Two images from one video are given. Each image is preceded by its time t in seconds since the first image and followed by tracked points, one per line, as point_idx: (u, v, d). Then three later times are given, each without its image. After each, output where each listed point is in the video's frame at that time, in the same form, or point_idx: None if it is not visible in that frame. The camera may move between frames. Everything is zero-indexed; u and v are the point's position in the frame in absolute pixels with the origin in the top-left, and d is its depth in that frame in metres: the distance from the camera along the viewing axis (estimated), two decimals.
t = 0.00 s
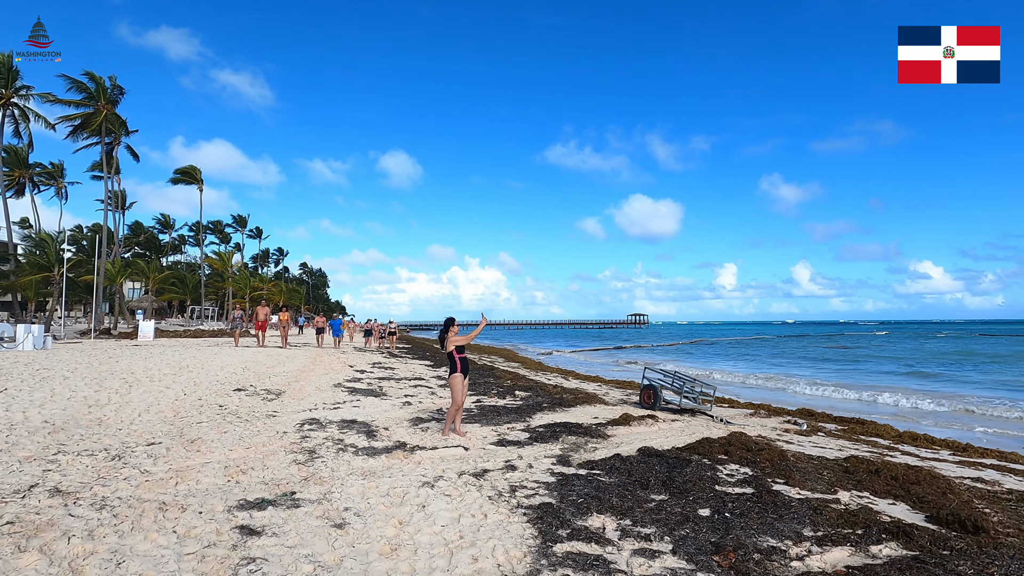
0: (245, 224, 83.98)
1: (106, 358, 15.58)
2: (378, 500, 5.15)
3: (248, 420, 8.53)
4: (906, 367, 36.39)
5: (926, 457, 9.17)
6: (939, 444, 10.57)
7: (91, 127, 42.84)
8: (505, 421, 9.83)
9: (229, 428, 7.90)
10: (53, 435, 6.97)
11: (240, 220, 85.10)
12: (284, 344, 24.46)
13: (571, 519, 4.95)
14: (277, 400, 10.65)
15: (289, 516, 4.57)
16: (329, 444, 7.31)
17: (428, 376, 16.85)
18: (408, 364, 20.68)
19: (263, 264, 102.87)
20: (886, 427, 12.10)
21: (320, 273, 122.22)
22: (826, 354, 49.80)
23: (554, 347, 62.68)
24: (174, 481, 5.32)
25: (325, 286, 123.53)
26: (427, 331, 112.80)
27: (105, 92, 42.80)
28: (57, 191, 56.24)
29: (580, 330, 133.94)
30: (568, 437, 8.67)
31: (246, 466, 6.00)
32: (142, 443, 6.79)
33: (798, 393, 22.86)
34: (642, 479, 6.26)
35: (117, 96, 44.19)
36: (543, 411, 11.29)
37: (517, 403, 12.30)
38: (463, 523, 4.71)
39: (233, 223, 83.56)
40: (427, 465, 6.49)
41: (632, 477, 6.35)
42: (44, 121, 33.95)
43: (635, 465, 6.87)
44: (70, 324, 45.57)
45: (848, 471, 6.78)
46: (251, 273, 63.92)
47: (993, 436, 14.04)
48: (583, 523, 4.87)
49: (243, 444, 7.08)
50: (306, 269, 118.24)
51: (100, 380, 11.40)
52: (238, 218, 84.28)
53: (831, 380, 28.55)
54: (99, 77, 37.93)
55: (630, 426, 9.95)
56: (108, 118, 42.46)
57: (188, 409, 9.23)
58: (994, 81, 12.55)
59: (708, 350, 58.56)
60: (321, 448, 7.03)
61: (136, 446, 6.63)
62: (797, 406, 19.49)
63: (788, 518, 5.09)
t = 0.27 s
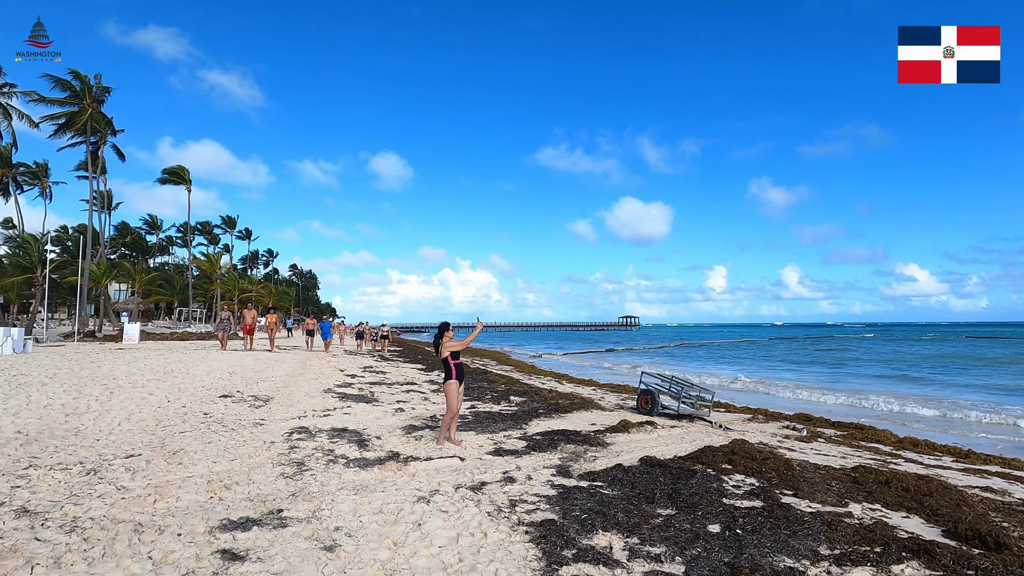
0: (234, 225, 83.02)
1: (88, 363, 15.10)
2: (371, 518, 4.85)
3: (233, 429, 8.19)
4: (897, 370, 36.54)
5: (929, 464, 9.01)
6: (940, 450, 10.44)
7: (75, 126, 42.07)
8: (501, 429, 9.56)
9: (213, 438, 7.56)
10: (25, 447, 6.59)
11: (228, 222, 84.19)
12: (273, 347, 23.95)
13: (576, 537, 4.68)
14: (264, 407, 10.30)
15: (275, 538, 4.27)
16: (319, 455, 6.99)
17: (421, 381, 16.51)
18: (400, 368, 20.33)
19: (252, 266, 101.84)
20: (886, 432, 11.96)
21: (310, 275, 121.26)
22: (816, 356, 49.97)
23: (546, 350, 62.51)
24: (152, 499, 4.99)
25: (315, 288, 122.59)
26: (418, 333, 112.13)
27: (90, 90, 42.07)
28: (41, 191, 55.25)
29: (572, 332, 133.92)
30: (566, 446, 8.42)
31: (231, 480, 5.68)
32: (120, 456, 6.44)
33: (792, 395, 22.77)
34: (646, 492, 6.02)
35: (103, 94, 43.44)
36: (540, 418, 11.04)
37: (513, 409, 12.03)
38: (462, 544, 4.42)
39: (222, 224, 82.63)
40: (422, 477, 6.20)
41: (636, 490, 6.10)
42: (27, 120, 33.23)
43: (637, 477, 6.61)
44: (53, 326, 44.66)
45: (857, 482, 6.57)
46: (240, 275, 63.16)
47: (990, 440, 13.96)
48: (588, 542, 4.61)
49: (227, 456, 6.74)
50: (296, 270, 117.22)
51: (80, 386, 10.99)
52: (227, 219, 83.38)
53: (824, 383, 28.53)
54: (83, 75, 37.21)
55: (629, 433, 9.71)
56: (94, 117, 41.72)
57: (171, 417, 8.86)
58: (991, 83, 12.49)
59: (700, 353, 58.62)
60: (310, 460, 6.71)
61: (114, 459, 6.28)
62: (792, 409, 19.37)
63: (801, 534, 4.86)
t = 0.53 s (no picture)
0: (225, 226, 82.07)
1: (71, 366, 14.62)
2: (370, 533, 4.53)
3: (223, 436, 7.82)
4: (891, 371, 36.61)
5: (940, 468, 8.81)
6: (947, 454, 10.25)
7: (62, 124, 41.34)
8: (501, 434, 9.26)
9: (201, 446, 7.20)
10: None
11: (219, 223, 83.34)
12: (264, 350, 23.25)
13: (591, 554, 4.38)
14: (255, 412, 9.92)
15: (267, 557, 3.94)
16: (313, 463, 6.66)
17: (416, 384, 16.17)
18: (394, 370, 19.98)
19: (243, 267, 100.89)
20: (890, 435, 11.78)
21: (301, 276, 120.34)
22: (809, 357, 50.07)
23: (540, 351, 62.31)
24: (134, 513, 4.65)
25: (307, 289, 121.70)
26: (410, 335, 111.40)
27: (77, 88, 41.36)
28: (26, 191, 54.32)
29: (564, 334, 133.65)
30: (570, 451, 8.15)
31: (219, 492, 5.33)
32: (102, 465, 6.07)
33: (789, 397, 22.62)
34: (659, 502, 5.73)
35: (90, 92, 42.70)
36: (540, 422, 10.75)
37: (511, 413, 11.71)
38: (469, 562, 4.12)
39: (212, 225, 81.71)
40: (423, 488, 5.88)
41: (647, 499, 5.82)
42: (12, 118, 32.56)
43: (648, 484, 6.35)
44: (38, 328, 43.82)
45: (874, 490, 6.33)
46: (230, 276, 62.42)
47: (992, 442, 13.83)
48: (604, 558, 4.31)
49: (216, 465, 6.39)
50: (287, 272, 116.24)
51: (62, 390, 10.56)
52: (218, 220, 82.51)
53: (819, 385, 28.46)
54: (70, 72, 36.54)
55: (634, 438, 9.45)
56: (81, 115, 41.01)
57: (156, 423, 8.46)
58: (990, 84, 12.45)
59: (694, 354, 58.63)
60: (304, 468, 6.37)
61: (94, 469, 5.91)
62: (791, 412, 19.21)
63: (827, 548, 4.60)
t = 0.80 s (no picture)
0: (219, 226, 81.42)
1: (59, 366, 14.27)
2: (371, 546, 4.28)
3: (215, 440, 7.54)
4: (887, 372, 36.61)
5: (950, 471, 8.63)
6: (955, 456, 10.09)
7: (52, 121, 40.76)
8: (503, 437, 9.02)
9: (192, 451, 6.91)
10: None
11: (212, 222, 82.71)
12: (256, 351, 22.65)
13: (605, 567, 4.14)
14: (249, 414, 9.63)
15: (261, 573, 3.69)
16: (309, 469, 6.40)
17: (413, 386, 15.90)
18: (391, 371, 19.69)
19: (237, 267, 100.20)
20: (896, 437, 11.61)
21: (295, 276, 119.71)
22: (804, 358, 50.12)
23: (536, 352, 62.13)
24: (118, 525, 4.37)
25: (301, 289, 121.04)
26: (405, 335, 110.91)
27: (69, 85, 40.79)
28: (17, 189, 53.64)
29: (560, 334, 133.24)
30: (575, 455, 7.92)
31: (210, 501, 5.06)
32: (87, 472, 5.79)
33: (788, 397, 22.49)
34: (671, 509, 5.51)
35: (82, 90, 42.17)
36: (541, 424, 10.51)
37: (512, 415, 11.47)
38: None
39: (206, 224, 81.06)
40: (424, 495, 5.63)
41: (659, 507, 5.60)
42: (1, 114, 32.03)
43: (658, 490, 6.13)
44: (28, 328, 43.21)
45: (891, 496, 6.13)
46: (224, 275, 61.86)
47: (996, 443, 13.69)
48: (620, 572, 4.08)
49: (207, 471, 6.12)
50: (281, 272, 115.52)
51: (48, 392, 10.24)
52: (211, 219, 81.87)
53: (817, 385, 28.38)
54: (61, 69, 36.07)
55: (639, 441, 9.23)
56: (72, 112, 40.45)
57: (146, 426, 8.16)
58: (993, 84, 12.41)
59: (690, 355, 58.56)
60: (300, 474, 6.12)
61: (78, 476, 5.62)
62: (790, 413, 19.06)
63: (852, 560, 4.38)
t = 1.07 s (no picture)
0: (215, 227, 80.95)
1: (51, 369, 13.96)
2: (374, 562, 4.03)
3: (210, 446, 7.28)
4: (887, 374, 36.48)
5: (966, 477, 8.42)
6: (967, 461, 9.88)
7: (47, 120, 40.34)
8: (507, 442, 8.78)
9: (186, 458, 6.65)
10: None
11: (209, 223, 82.28)
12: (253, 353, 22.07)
13: None
14: (245, 418, 9.37)
15: None
16: (308, 476, 6.14)
17: (412, 388, 15.64)
18: (389, 373, 19.42)
19: (233, 268, 99.77)
20: (905, 440, 11.42)
21: (292, 277, 119.31)
22: (803, 360, 50.04)
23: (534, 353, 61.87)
24: (105, 540, 4.12)
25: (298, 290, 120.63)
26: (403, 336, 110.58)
27: (63, 84, 40.38)
28: (11, 189, 53.19)
29: (557, 336, 133.16)
30: (583, 461, 7.68)
31: (204, 513, 4.80)
32: (75, 481, 5.52)
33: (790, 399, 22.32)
34: (687, 519, 5.27)
35: (77, 89, 41.79)
36: (545, 428, 10.28)
37: (514, 419, 11.22)
38: None
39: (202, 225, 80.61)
40: (429, 505, 5.38)
41: (674, 516, 5.36)
42: None
43: (672, 499, 5.89)
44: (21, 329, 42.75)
45: (914, 505, 5.90)
46: (220, 276, 61.46)
47: (1004, 445, 13.50)
48: None
49: (201, 479, 5.86)
50: (277, 273, 115.04)
51: (38, 395, 9.95)
52: (208, 220, 81.46)
53: (817, 387, 28.25)
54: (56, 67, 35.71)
55: (646, 446, 9.00)
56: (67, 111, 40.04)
57: (138, 431, 7.89)
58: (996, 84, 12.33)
59: (688, 356, 58.42)
60: (298, 483, 5.86)
61: (65, 486, 5.36)
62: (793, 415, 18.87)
63: None
